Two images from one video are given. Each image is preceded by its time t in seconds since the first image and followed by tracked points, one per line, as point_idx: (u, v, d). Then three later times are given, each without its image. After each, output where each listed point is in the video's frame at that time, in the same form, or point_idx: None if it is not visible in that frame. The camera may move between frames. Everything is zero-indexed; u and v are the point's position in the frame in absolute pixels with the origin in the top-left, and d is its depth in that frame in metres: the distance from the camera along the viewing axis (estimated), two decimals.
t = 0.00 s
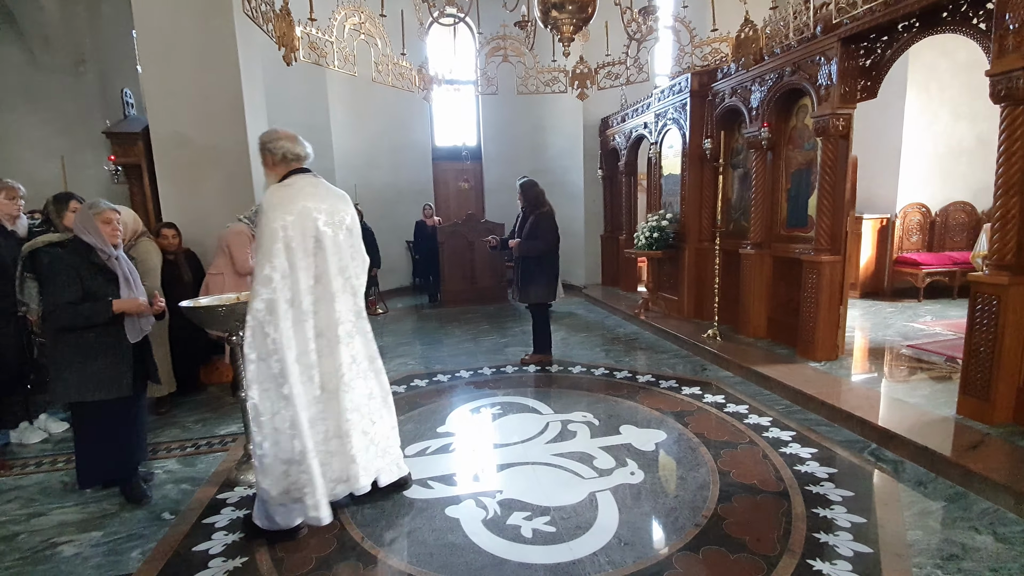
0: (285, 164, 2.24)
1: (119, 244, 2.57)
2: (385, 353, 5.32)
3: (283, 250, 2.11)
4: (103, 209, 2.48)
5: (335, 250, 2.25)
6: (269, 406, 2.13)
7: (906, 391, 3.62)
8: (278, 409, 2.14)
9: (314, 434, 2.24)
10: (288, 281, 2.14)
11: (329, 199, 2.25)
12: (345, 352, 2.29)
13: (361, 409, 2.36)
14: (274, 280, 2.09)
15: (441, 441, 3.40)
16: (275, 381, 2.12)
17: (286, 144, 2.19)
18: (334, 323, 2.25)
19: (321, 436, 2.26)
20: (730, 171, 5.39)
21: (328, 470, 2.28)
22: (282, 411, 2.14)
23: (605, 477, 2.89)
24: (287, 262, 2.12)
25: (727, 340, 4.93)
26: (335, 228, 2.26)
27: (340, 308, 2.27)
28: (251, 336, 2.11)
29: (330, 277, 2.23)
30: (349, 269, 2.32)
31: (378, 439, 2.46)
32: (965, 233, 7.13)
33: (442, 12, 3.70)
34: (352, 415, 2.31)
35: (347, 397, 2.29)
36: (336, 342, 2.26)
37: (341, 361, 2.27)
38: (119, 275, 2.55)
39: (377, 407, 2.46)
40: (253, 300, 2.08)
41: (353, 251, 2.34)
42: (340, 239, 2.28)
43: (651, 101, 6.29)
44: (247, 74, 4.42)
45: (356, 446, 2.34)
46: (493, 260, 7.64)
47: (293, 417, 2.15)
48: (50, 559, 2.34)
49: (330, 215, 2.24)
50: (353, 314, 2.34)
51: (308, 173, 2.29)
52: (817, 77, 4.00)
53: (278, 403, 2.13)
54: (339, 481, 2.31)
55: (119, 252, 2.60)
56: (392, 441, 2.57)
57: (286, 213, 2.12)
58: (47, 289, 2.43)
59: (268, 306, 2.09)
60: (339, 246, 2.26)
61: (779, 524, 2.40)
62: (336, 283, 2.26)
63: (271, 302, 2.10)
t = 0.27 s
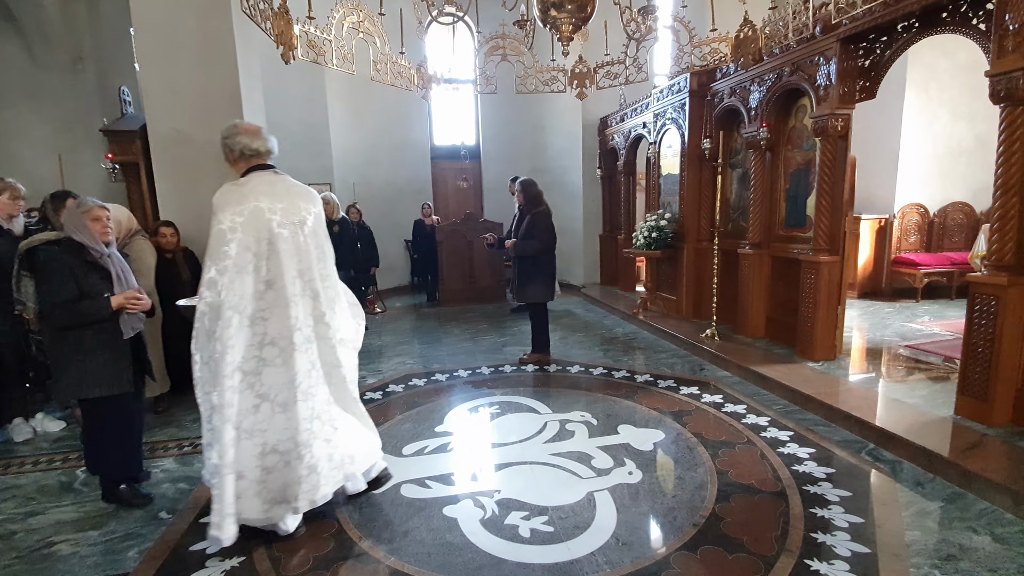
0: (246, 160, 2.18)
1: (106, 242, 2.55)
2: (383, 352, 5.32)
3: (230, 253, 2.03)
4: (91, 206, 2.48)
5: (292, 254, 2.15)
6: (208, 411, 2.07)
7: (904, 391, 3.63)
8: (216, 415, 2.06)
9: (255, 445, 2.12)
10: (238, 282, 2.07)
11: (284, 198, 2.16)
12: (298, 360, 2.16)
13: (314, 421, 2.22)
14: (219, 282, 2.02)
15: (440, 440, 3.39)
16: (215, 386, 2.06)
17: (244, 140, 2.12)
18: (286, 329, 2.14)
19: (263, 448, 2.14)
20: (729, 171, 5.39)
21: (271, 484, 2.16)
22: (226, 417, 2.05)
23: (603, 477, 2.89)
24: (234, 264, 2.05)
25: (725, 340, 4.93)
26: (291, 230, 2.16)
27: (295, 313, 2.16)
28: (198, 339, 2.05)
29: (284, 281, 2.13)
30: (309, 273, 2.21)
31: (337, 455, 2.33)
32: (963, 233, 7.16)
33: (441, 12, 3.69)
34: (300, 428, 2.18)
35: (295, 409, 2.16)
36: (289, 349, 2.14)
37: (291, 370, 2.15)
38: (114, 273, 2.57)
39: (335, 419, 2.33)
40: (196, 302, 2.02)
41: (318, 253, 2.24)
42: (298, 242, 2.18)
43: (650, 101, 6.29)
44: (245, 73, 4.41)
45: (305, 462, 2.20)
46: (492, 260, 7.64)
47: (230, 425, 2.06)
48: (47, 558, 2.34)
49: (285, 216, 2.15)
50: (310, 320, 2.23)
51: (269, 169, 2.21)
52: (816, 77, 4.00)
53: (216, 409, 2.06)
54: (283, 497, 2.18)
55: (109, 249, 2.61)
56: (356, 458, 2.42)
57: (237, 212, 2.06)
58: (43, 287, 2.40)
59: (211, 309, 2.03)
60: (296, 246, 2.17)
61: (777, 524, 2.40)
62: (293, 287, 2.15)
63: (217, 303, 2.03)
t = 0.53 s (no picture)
0: (221, 160, 2.16)
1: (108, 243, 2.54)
2: (388, 352, 5.33)
3: (217, 255, 2.06)
4: (89, 207, 2.48)
5: (277, 253, 2.14)
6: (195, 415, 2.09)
7: (911, 392, 3.60)
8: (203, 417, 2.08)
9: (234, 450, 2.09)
10: (222, 283, 2.08)
11: (267, 196, 2.15)
12: (276, 362, 2.11)
13: (290, 426, 2.15)
14: (207, 284, 2.06)
15: (444, 440, 3.39)
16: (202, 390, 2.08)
17: (214, 140, 2.09)
18: (266, 330, 2.10)
19: (241, 453, 2.09)
20: (734, 171, 5.36)
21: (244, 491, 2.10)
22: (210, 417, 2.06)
23: (607, 477, 2.88)
24: (221, 266, 2.07)
25: (730, 341, 4.91)
26: (275, 229, 2.15)
27: (277, 314, 2.13)
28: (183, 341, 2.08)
29: (267, 281, 2.11)
30: (294, 273, 2.19)
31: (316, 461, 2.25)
32: (971, 233, 7.11)
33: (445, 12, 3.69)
34: (274, 433, 2.10)
35: (270, 413, 2.09)
36: (269, 351, 2.10)
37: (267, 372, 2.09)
38: (119, 272, 2.54)
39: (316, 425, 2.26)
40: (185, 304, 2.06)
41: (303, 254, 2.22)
42: (282, 241, 2.16)
43: (655, 100, 6.28)
44: (250, 73, 4.42)
45: (277, 469, 2.10)
46: (496, 259, 7.64)
47: (215, 427, 2.07)
48: (54, 556, 2.35)
49: (268, 214, 2.14)
50: (293, 321, 2.19)
51: (245, 168, 2.19)
52: (822, 76, 3.97)
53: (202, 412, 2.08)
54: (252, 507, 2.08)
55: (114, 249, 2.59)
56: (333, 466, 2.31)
57: (216, 214, 2.06)
58: (49, 293, 2.41)
59: (200, 313, 2.07)
60: (280, 248, 2.15)
61: (782, 526, 2.38)
62: (276, 287, 2.13)
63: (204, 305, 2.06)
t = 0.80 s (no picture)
0: (221, 163, 2.18)
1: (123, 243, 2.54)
2: (396, 351, 5.35)
3: (223, 251, 2.07)
4: (104, 209, 2.45)
5: (280, 253, 2.14)
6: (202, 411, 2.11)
7: (924, 393, 3.56)
8: (209, 413, 2.11)
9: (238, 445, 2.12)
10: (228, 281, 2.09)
11: (270, 197, 2.16)
12: (276, 361, 2.12)
13: (289, 423, 2.17)
14: (214, 281, 2.07)
15: (453, 439, 3.40)
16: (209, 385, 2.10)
17: (214, 143, 2.11)
18: (269, 329, 2.12)
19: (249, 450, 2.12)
20: (744, 169, 5.33)
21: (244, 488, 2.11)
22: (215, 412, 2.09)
23: (616, 477, 2.87)
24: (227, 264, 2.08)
25: (740, 340, 4.88)
26: (278, 229, 2.16)
27: (279, 313, 2.14)
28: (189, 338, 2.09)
29: (271, 280, 2.13)
30: (296, 273, 2.19)
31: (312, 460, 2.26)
32: (984, 233, 7.00)
33: (454, 12, 3.70)
34: (272, 431, 2.11)
35: (269, 411, 2.10)
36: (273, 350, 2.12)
37: (267, 370, 2.10)
38: (133, 272, 2.54)
39: (314, 424, 2.28)
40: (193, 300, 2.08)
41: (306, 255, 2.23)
42: (285, 242, 2.17)
43: (663, 98, 6.24)
44: (260, 74, 4.45)
45: (275, 468, 2.11)
46: (504, 259, 7.64)
47: (223, 422, 2.11)
48: (68, 552, 2.38)
49: (271, 214, 2.15)
50: (295, 320, 2.20)
51: (245, 169, 2.21)
52: (834, 73, 3.94)
53: (208, 408, 2.10)
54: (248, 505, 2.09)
55: (126, 249, 2.56)
56: (327, 467, 2.31)
57: (220, 212, 2.08)
58: (66, 293, 2.42)
59: (208, 309, 2.08)
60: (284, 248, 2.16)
61: (793, 528, 2.36)
62: (280, 286, 2.14)
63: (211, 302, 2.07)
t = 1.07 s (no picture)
0: (226, 164, 2.18)
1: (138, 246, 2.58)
2: (402, 351, 5.36)
3: (225, 250, 2.08)
4: (124, 211, 2.52)
5: (282, 253, 2.16)
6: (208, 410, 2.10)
7: (934, 393, 3.52)
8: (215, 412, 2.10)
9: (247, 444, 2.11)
10: (231, 281, 2.10)
11: (274, 198, 2.17)
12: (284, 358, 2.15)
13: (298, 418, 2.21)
14: (216, 280, 2.07)
15: (459, 438, 3.40)
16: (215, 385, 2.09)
17: (220, 144, 2.12)
18: (274, 327, 2.13)
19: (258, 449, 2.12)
20: (751, 168, 5.30)
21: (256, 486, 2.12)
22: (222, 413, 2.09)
23: (622, 477, 2.86)
24: (229, 262, 2.09)
25: (747, 340, 4.86)
26: (281, 228, 2.16)
27: (283, 311, 2.16)
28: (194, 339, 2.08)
29: (274, 278, 2.14)
30: (298, 272, 2.20)
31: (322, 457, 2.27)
32: (995, 230, 6.95)
33: (460, 11, 3.69)
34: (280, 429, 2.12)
35: (281, 407, 2.14)
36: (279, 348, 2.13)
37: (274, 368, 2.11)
38: (146, 272, 2.58)
39: (319, 423, 2.27)
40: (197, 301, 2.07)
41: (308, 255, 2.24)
42: (288, 242, 2.18)
43: (670, 97, 6.22)
44: (267, 74, 4.48)
45: (287, 462, 2.15)
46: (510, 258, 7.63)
47: (228, 421, 2.09)
48: (79, 549, 2.40)
49: (274, 214, 2.15)
50: (298, 318, 2.21)
51: (251, 170, 2.22)
52: (842, 70, 3.91)
53: (214, 407, 2.09)
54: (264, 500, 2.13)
55: (139, 251, 2.63)
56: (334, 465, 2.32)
57: (227, 212, 2.08)
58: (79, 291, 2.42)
59: (210, 307, 2.07)
60: (287, 248, 2.17)
61: (800, 528, 2.35)
62: (283, 285, 2.16)
63: (215, 302, 2.07)
